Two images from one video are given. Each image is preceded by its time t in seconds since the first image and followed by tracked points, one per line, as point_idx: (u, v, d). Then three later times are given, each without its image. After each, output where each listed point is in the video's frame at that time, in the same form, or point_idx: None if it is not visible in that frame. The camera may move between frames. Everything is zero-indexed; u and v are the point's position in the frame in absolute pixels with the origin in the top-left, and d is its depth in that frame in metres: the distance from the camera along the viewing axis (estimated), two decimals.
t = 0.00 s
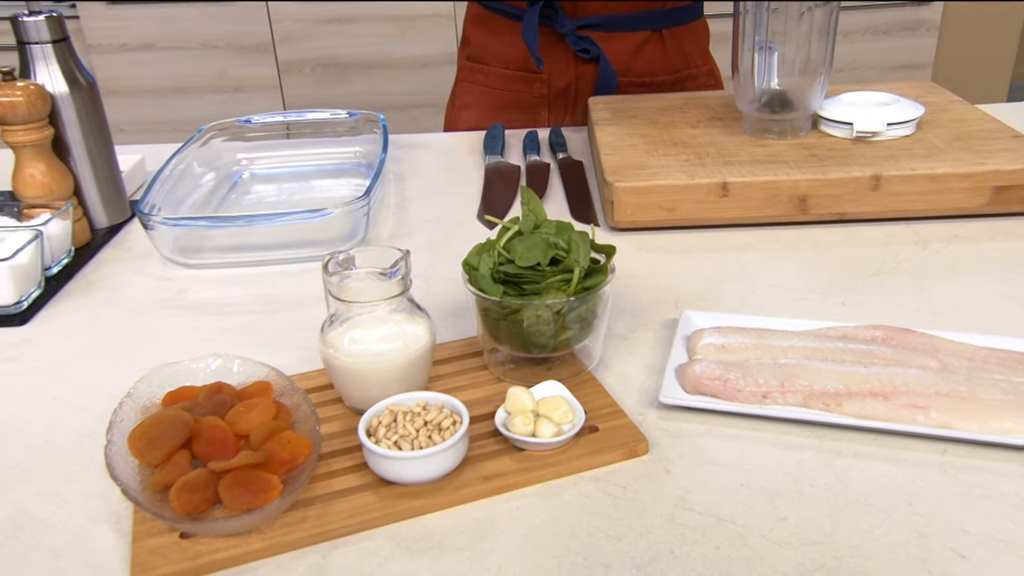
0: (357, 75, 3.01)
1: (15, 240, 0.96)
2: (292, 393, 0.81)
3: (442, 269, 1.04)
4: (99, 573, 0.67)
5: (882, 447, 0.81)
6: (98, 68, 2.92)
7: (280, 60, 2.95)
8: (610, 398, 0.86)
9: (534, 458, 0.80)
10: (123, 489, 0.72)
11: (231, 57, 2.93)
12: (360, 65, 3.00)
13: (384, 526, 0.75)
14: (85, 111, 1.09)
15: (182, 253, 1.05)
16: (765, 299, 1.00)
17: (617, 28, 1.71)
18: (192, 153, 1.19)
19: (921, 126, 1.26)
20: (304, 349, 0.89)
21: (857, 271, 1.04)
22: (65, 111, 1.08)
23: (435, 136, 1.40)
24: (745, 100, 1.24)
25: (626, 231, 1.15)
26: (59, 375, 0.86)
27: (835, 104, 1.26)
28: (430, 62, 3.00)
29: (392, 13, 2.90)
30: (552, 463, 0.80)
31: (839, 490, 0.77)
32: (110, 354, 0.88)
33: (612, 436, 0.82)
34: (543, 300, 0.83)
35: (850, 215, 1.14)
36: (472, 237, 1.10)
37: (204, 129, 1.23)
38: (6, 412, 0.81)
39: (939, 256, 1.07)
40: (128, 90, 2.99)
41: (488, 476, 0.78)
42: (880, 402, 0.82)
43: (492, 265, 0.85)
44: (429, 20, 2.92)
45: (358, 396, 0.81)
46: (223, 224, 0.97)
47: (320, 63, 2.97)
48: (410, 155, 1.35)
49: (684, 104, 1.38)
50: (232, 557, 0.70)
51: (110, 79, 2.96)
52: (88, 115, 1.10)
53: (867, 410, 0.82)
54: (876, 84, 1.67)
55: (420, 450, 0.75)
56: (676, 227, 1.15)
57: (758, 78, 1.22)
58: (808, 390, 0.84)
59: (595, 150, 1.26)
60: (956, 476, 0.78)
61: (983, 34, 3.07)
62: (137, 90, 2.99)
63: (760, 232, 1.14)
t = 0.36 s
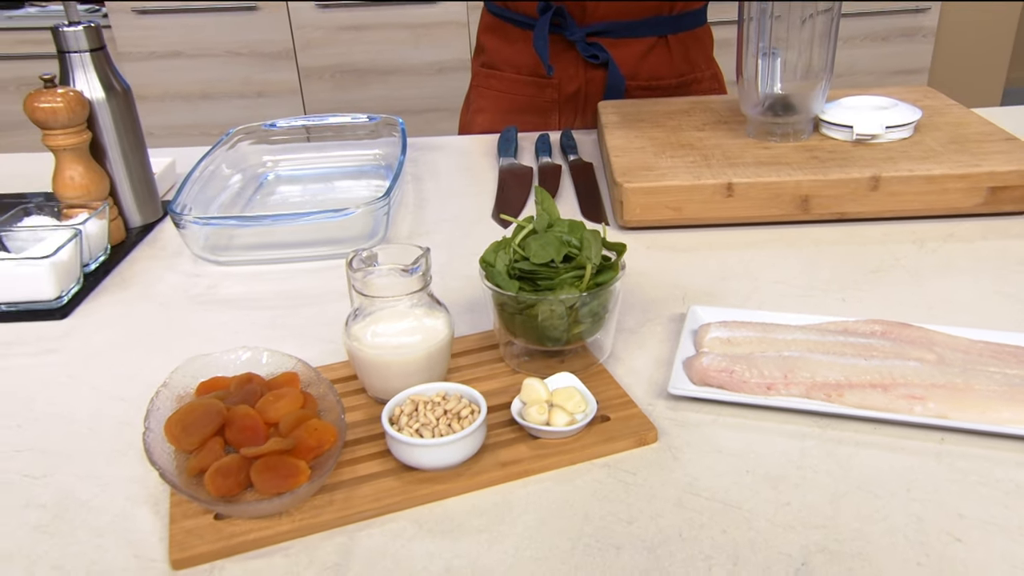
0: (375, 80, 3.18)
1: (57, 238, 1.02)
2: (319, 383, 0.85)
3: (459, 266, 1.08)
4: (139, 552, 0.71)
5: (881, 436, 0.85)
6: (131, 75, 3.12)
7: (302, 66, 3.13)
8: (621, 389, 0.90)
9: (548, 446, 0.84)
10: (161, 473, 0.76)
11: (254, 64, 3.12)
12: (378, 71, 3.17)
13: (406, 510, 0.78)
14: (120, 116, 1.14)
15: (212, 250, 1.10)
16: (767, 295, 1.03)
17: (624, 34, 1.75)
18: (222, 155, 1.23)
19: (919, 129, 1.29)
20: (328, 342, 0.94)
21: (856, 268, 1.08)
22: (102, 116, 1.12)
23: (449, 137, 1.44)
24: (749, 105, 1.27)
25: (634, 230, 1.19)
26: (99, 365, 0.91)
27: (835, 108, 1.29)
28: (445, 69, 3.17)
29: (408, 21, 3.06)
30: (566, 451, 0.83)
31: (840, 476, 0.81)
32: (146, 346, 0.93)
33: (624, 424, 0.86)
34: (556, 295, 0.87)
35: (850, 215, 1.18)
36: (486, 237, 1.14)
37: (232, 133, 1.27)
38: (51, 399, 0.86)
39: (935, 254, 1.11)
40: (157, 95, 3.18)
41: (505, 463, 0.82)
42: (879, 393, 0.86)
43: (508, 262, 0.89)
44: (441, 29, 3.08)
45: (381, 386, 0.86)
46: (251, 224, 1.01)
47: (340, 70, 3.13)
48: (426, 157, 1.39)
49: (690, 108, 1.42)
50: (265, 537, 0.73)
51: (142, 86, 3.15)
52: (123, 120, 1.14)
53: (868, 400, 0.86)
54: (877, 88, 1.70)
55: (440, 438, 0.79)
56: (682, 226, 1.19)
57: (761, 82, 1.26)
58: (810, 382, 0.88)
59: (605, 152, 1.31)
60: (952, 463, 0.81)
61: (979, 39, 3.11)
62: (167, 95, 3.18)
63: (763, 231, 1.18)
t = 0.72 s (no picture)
0: (382, 86, 3.23)
1: (80, 241, 1.06)
2: (337, 379, 0.88)
3: (469, 267, 1.11)
4: (167, 542, 0.73)
5: (881, 428, 0.88)
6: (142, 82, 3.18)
7: (309, 73, 3.18)
8: (629, 384, 0.93)
9: (560, 439, 0.87)
10: (186, 467, 0.78)
11: (264, 70, 3.17)
12: (384, 77, 3.22)
13: (423, 501, 0.80)
14: (139, 122, 1.16)
15: (228, 251, 1.13)
16: (769, 292, 1.06)
17: (625, 39, 1.78)
18: (238, 160, 1.26)
19: (912, 131, 1.33)
20: (345, 340, 0.96)
21: (854, 265, 1.12)
22: (121, 123, 1.15)
23: (453, 140, 1.48)
24: (748, 108, 1.30)
25: (637, 230, 1.22)
26: (122, 363, 0.93)
27: (831, 110, 1.33)
28: (448, 74, 3.21)
29: (412, 29, 3.12)
30: (577, 443, 0.86)
31: (842, 466, 0.84)
32: (168, 346, 0.96)
33: (633, 417, 0.89)
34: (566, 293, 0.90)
35: (847, 214, 1.21)
36: (494, 238, 1.16)
37: (246, 138, 1.29)
38: (79, 397, 0.89)
39: (930, 252, 1.14)
40: (168, 101, 3.24)
41: (518, 456, 0.84)
42: (879, 386, 0.89)
43: (518, 261, 0.92)
44: (447, 36, 3.13)
45: (397, 381, 0.88)
46: (266, 226, 1.04)
47: (347, 76, 3.19)
48: (432, 160, 1.42)
49: (690, 111, 1.46)
50: (289, 529, 0.75)
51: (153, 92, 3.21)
52: (142, 126, 1.17)
53: (867, 393, 0.89)
54: (871, 91, 1.74)
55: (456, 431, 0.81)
56: (684, 226, 1.22)
57: (759, 85, 1.29)
58: (812, 376, 0.91)
59: (607, 154, 1.33)
60: (950, 453, 0.84)
61: (965, 43, 3.16)
62: (177, 101, 3.24)
63: (762, 230, 1.21)
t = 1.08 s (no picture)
0: (372, 88, 3.22)
1: (78, 246, 1.05)
2: (340, 382, 0.87)
3: (468, 269, 1.11)
4: (174, 548, 0.73)
5: (881, 426, 0.89)
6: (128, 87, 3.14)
7: (299, 77, 3.18)
8: (631, 385, 0.93)
9: (564, 440, 0.87)
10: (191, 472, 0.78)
11: (254, 74, 3.16)
12: (375, 80, 3.20)
13: (429, 503, 0.80)
14: (136, 127, 1.15)
15: (226, 256, 1.14)
16: (767, 293, 1.07)
17: (619, 41, 1.79)
18: (233, 163, 1.26)
19: (904, 131, 1.34)
20: (347, 344, 0.96)
21: (850, 265, 1.13)
22: (117, 128, 1.14)
23: (448, 143, 1.48)
24: (741, 109, 1.32)
25: (634, 231, 1.23)
26: (124, 370, 0.93)
27: (823, 111, 1.34)
28: (438, 76, 3.21)
29: (403, 32, 3.12)
30: (581, 444, 0.86)
31: (843, 465, 0.85)
32: (169, 352, 0.95)
33: (636, 418, 0.89)
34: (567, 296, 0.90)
35: (842, 214, 1.22)
36: (492, 241, 1.17)
37: (242, 142, 1.29)
38: (84, 404, 0.88)
39: (924, 251, 1.15)
40: (158, 105, 3.22)
41: (522, 457, 0.84)
42: (878, 384, 0.90)
43: (519, 263, 0.92)
44: (438, 39, 3.13)
45: (400, 385, 0.88)
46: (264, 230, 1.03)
47: (337, 79, 3.18)
48: (427, 163, 1.42)
49: (684, 112, 1.47)
50: (295, 533, 0.75)
51: (144, 97, 3.20)
52: (139, 131, 1.16)
53: (867, 392, 0.89)
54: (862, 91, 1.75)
55: (461, 434, 0.81)
56: (680, 227, 1.23)
57: (753, 87, 1.30)
58: (812, 375, 0.92)
59: (603, 156, 1.34)
60: (949, 450, 0.85)
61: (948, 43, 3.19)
62: (167, 104, 3.23)
63: (758, 231, 1.22)
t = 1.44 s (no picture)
0: (355, 88, 3.21)
1: (66, 250, 1.04)
2: (335, 384, 0.87)
3: (461, 269, 1.11)
4: (172, 550, 0.72)
5: (873, 420, 0.90)
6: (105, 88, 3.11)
7: (281, 78, 3.16)
8: (626, 382, 0.94)
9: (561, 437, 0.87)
10: (187, 475, 0.77)
11: (237, 75, 3.14)
12: (357, 80, 3.20)
13: (427, 503, 0.80)
14: (123, 129, 1.14)
15: (217, 258, 1.13)
16: (759, 290, 1.08)
17: (605, 40, 1.79)
18: (220, 165, 1.25)
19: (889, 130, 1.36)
20: (343, 345, 0.96)
21: (840, 262, 1.14)
22: (104, 129, 1.13)
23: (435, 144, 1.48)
24: (729, 108, 1.34)
25: (624, 230, 1.23)
26: (116, 373, 0.92)
27: (810, 110, 1.36)
28: (422, 77, 3.20)
29: (387, 31, 3.10)
30: (577, 442, 0.86)
31: (837, 459, 0.85)
32: (163, 354, 0.95)
33: (632, 415, 0.89)
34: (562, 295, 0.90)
35: (829, 212, 1.23)
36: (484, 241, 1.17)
37: (229, 143, 1.28)
38: (78, 407, 0.87)
39: (911, 248, 1.17)
40: (139, 106, 3.20)
41: (520, 456, 0.84)
42: (869, 379, 0.91)
43: (513, 263, 0.92)
44: (421, 40, 3.12)
45: (396, 386, 0.88)
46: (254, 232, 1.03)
47: (320, 80, 3.17)
48: (416, 163, 1.42)
49: (672, 112, 1.47)
50: (294, 534, 0.74)
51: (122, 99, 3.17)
52: (126, 133, 1.15)
53: (859, 387, 0.91)
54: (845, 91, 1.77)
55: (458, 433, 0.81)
56: (671, 225, 1.24)
57: (739, 86, 1.31)
58: (805, 371, 0.93)
59: (592, 156, 1.35)
60: (940, 442, 0.86)
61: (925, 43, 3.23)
62: (148, 106, 3.20)
63: (747, 229, 1.23)
